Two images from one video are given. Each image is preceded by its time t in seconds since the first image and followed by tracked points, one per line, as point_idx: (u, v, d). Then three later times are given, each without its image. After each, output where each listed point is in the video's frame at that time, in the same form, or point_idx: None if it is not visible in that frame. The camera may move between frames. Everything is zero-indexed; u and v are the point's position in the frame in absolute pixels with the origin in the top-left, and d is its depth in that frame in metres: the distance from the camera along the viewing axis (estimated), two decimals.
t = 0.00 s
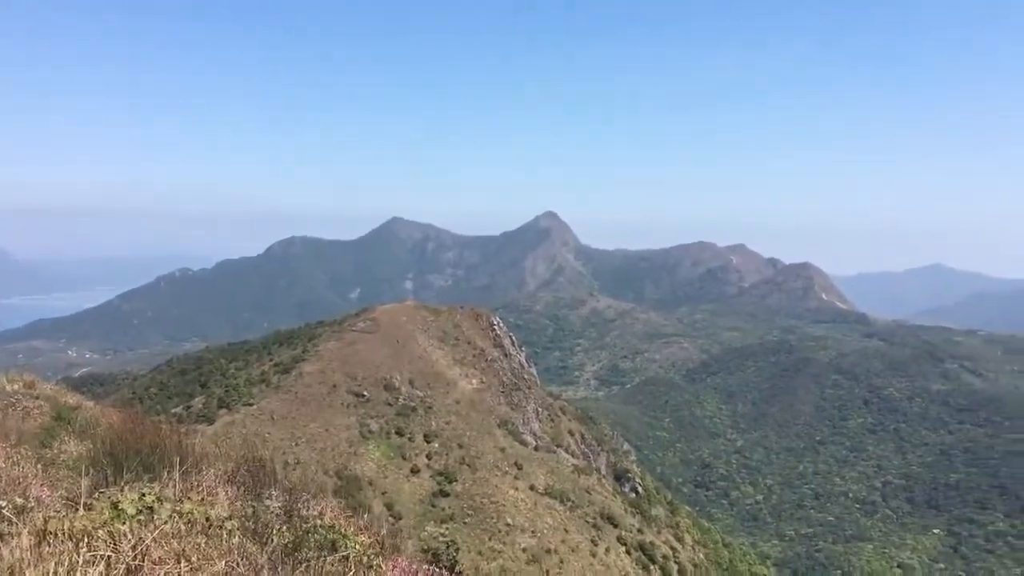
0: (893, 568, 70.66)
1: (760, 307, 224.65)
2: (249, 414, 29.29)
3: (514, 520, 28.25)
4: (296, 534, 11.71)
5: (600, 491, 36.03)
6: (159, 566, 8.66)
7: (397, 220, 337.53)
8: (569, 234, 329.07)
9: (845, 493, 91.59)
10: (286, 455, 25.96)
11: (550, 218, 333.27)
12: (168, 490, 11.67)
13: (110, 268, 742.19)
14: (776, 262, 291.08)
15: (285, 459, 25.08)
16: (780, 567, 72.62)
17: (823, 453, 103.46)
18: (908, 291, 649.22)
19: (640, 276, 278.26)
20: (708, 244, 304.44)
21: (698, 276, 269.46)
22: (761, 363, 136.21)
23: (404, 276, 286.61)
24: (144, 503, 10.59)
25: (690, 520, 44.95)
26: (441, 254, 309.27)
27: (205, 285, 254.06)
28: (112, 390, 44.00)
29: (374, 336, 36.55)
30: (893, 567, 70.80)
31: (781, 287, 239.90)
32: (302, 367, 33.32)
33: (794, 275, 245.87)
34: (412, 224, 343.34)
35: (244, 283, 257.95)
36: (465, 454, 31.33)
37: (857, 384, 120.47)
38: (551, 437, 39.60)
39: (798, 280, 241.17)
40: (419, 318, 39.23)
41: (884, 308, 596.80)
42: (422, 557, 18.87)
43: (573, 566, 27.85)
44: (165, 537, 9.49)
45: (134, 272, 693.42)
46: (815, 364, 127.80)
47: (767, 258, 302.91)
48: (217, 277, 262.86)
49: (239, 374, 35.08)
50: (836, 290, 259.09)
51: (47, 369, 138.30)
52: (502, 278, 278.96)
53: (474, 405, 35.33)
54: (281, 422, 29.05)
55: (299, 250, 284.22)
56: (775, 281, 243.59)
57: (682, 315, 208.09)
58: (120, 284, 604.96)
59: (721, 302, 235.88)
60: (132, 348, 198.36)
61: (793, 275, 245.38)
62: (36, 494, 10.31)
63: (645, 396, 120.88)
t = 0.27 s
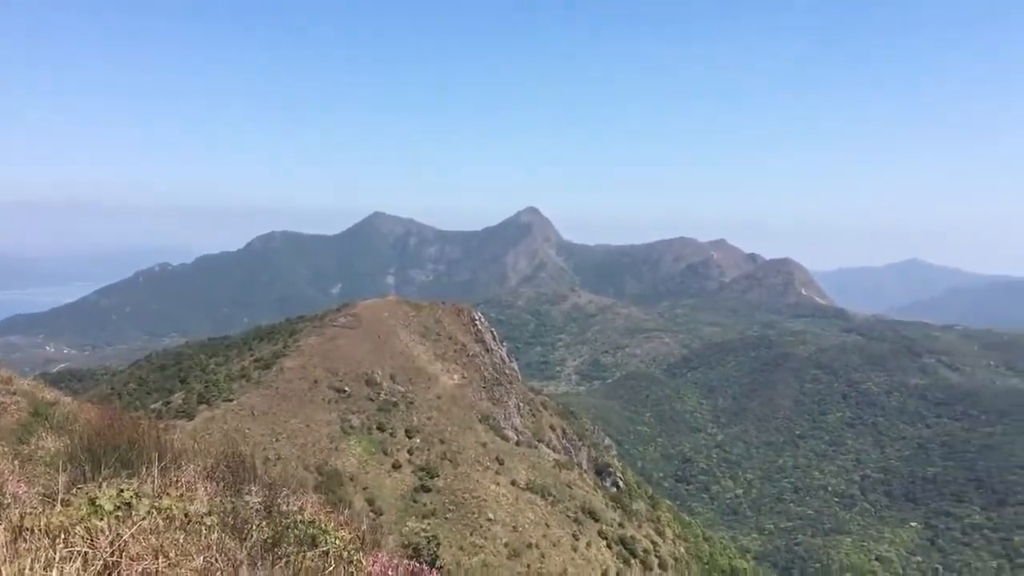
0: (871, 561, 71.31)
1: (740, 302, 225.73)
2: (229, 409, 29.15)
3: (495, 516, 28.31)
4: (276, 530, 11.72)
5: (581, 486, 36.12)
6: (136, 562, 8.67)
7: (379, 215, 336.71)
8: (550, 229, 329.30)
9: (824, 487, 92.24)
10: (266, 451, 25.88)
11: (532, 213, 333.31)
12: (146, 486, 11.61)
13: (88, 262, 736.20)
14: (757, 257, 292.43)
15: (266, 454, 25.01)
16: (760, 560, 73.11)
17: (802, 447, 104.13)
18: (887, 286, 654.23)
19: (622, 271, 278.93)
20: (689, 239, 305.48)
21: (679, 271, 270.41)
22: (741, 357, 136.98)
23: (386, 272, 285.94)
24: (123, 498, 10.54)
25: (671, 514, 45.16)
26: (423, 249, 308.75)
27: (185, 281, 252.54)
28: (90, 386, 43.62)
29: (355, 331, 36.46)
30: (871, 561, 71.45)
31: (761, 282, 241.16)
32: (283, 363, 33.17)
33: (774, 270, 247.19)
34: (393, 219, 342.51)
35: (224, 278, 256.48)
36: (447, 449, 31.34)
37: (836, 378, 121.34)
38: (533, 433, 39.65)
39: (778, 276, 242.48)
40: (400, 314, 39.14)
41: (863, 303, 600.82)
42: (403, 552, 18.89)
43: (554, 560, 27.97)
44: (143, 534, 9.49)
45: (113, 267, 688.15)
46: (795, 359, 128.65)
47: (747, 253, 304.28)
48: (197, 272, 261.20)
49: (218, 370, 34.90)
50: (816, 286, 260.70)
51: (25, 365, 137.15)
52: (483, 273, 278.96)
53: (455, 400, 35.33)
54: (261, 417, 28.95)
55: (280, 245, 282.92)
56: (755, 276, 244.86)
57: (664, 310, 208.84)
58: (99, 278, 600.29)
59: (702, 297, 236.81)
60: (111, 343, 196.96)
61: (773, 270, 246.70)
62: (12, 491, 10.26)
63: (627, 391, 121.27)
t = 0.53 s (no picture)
0: (848, 553, 72.02)
1: (720, 295, 226.72)
2: (209, 403, 29.02)
3: (476, 509, 28.36)
4: (255, 522, 11.72)
5: (562, 479, 36.21)
6: (112, 555, 8.70)
7: (360, 208, 335.63)
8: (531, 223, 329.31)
9: (802, 479, 92.90)
10: (245, 445, 25.77)
11: (513, 207, 333.27)
12: (123, 480, 11.55)
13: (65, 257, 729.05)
14: (737, 251, 293.79)
15: (245, 448, 24.94)
16: (738, 551, 73.68)
17: (781, 439, 104.74)
18: (866, 280, 659.12)
19: (603, 265, 279.53)
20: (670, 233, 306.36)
21: (660, 265, 271.28)
22: (721, 351, 137.63)
23: (366, 265, 285.18)
24: (99, 492, 10.49)
25: (651, 507, 45.32)
26: (403, 242, 308.09)
27: (163, 274, 250.69)
28: (66, 380, 43.21)
29: (335, 325, 36.33)
30: (850, 553, 72.10)
31: (741, 276, 242.34)
32: (262, 356, 33.00)
33: (754, 265, 248.41)
34: (373, 213, 341.44)
35: (203, 271, 254.83)
36: (428, 443, 31.31)
37: (814, 372, 122.20)
38: (513, 426, 39.65)
39: (758, 270, 243.67)
40: (381, 307, 39.03)
41: (842, 297, 604.71)
42: (384, 546, 18.91)
43: (534, 553, 28.15)
44: (119, 528, 9.48)
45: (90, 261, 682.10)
46: (774, 353, 129.55)
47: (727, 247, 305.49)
48: (176, 265, 259.30)
49: (197, 364, 34.71)
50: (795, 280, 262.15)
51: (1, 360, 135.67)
52: (464, 267, 278.71)
53: (436, 394, 35.31)
54: (241, 411, 28.83)
55: (259, 238, 281.33)
56: (735, 270, 245.97)
57: (644, 304, 209.51)
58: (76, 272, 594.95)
59: (682, 291, 237.60)
60: (89, 337, 195.32)
61: (753, 264, 247.88)
62: None
63: (607, 384, 121.61)
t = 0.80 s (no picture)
0: (826, 546, 72.74)
1: (701, 289, 227.58)
2: (188, 396, 28.85)
3: (457, 502, 28.40)
4: (234, 517, 11.69)
5: (542, 472, 36.28)
6: (87, 552, 8.68)
7: (341, 201, 334.19)
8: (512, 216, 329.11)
9: (781, 472, 93.61)
10: (225, 439, 25.65)
11: (494, 200, 332.86)
12: (101, 474, 11.50)
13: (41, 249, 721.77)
14: (717, 245, 294.95)
15: (225, 441, 24.85)
16: (717, 543, 74.20)
17: (760, 432, 105.41)
18: (844, 274, 663.93)
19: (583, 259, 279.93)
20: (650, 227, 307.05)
21: (640, 258, 271.95)
22: (701, 344, 138.26)
23: (347, 259, 284.23)
24: (75, 486, 10.43)
25: (631, 500, 45.49)
26: (384, 236, 307.27)
27: (141, 266, 248.73)
28: (43, 373, 42.85)
29: (315, 318, 36.19)
30: (827, 545, 72.81)
31: (721, 269, 243.34)
32: (242, 349, 32.84)
33: (733, 258, 249.45)
34: (354, 205, 340.16)
35: (182, 264, 253.00)
36: (408, 436, 31.27)
37: (794, 365, 122.99)
38: (494, 420, 39.69)
39: (738, 264, 244.76)
40: (362, 301, 38.92)
41: (821, 292, 608.39)
42: (364, 538, 18.89)
43: (515, 546, 28.21)
44: (95, 522, 9.45)
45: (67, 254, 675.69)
46: (754, 347, 130.33)
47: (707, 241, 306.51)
48: (154, 258, 257.34)
49: (176, 357, 34.50)
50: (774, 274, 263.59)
51: None
52: (445, 260, 278.35)
53: (417, 387, 35.29)
54: (220, 404, 28.69)
55: (239, 231, 279.65)
56: (715, 264, 246.92)
57: (625, 298, 209.97)
58: (53, 265, 589.17)
59: (663, 285, 238.36)
60: (66, 330, 193.62)
61: (733, 258, 248.98)
62: None
63: (588, 378, 121.93)
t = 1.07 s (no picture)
0: (805, 539, 73.35)
1: (682, 282, 228.28)
2: (167, 389, 28.68)
3: (437, 495, 28.41)
4: (212, 509, 11.67)
5: (523, 465, 36.33)
6: (63, 546, 8.65)
7: (321, 193, 332.56)
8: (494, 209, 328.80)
9: (760, 464, 94.20)
10: (204, 432, 25.52)
11: (476, 192, 332.31)
12: (79, 466, 11.45)
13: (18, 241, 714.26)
14: (698, 238, 295.71)
15: (206, 434, 24.75)
16: (697, 536, 74.63)
17: (740, 425, 105.98)
18: (824, 268, 668.13)
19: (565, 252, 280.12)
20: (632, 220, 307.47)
21: (622, 252, 272.38)
22: (682, 338, 138.78)
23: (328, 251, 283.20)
24: (52, 479, 10.39)
25: (612, 493, 45.61)
26: (366, 228, 306.33)
27: (120, 258, 246.68)
28: (20, 365, 42.45)
29: (296, 311, 36.03)
30: (806, 538, 73.44)
31: (702, 263, 244.14)
32: (223, 342, 32.65)
33: (714, 252, 250.23)
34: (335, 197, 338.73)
35: (161, 256, 251.24)
36: (389, 430, 31.21)
37: (774, 359, 123.65)
38: (476, 413, 39.66)
39: (719, 258, 245.62)
40: (343, 293, 38.77)
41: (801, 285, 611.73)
42: (344, 532, 18.85)
43: (495, 539, 28.27)
44: (72, 516, 9.42)
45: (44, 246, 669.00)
46: (734, 340, 131.00)
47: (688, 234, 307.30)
48: (133, 250, 255.37)
49: (155, 349, 34.28)
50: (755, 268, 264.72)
51: None
52: (426, 253, 277.88)
53: (398, 380, 35.21)
54: (199, 397, 28.53)
55: (219, 223, 277.95)
56: (696, 258, 247.66)
57: (606, 291, 210.36)
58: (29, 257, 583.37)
59: (644, 278, 238.96)
60: (44, 322, 191.89)
61: (714, 252, 249.80)
62: None
63: (569, 371, 122.11)
